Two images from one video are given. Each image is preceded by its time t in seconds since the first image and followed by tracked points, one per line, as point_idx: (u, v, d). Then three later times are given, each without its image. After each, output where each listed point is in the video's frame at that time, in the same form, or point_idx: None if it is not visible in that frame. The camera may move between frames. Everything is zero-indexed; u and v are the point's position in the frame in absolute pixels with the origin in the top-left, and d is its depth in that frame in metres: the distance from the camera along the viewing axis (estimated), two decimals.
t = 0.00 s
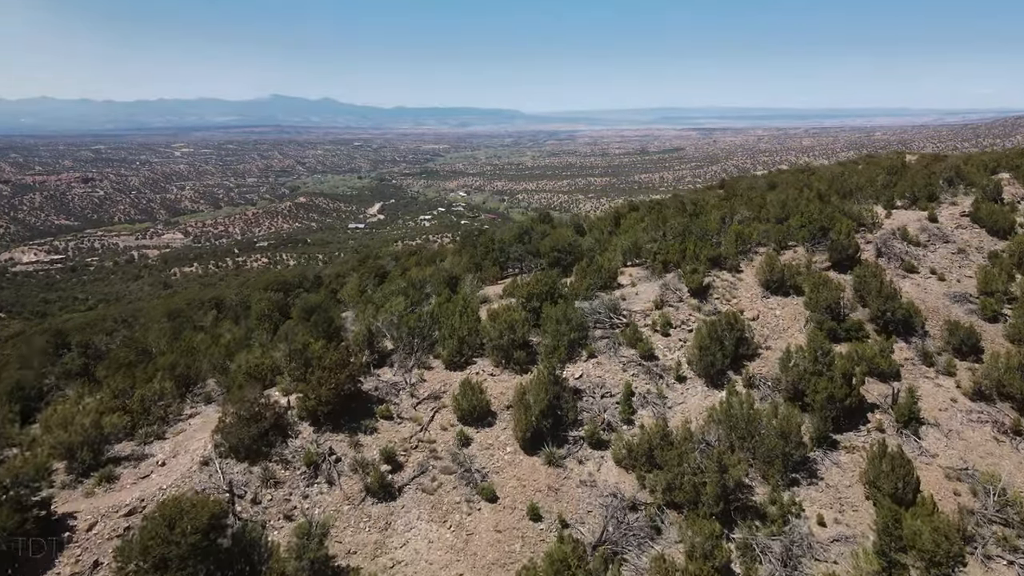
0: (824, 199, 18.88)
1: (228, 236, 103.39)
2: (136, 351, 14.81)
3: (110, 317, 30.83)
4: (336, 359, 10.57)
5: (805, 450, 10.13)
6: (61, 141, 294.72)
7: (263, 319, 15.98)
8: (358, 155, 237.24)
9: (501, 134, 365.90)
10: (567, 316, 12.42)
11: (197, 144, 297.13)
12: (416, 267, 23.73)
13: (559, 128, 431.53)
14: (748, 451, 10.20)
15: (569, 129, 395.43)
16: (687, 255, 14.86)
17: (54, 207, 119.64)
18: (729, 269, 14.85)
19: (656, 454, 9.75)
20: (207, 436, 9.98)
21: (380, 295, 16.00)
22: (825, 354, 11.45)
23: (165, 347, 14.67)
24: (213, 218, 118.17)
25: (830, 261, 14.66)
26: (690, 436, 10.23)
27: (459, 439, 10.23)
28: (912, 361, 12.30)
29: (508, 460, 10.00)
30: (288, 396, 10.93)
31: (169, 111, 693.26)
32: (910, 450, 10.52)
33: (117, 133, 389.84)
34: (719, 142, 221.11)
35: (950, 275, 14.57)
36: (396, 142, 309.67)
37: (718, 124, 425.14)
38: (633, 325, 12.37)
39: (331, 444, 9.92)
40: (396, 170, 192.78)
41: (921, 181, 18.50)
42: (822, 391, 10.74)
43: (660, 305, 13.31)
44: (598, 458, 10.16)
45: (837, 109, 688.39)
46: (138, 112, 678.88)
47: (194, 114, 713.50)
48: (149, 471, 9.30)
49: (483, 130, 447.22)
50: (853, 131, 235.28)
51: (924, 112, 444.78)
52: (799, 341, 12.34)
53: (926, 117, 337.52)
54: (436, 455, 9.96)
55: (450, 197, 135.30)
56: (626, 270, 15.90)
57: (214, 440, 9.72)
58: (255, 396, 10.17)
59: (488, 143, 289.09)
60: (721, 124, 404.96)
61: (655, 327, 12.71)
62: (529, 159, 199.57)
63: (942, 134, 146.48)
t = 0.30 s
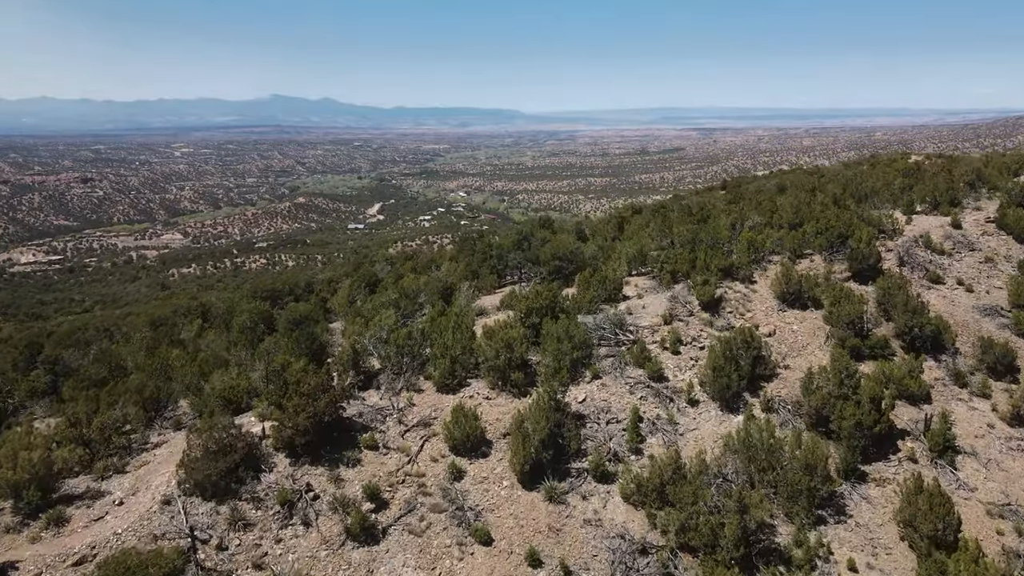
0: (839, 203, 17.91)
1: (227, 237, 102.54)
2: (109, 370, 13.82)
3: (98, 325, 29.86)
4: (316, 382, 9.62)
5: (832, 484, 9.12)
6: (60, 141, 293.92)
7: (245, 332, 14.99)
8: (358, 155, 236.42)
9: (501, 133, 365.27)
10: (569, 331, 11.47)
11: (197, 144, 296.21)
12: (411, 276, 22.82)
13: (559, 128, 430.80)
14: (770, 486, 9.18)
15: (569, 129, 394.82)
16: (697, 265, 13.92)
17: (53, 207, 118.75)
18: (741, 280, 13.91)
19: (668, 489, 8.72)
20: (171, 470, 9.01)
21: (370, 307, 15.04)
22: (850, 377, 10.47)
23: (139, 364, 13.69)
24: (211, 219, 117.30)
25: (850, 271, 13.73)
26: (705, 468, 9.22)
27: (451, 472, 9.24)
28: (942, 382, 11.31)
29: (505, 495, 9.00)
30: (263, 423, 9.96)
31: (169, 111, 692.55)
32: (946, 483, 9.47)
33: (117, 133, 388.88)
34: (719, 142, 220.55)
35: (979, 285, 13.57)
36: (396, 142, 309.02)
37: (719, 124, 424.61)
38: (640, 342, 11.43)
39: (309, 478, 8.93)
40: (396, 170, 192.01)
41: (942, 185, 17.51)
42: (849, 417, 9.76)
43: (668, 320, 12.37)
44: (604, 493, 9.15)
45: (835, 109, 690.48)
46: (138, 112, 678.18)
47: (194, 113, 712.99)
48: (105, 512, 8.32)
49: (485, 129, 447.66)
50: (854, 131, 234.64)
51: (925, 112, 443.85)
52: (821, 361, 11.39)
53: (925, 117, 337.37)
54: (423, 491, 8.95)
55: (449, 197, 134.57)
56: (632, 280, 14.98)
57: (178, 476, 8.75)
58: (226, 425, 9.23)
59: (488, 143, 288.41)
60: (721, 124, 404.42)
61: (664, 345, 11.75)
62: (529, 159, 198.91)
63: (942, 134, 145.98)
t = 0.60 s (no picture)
0: (854, 208, 16.96)
1: (226, 237, 101.68)
2: (78, 391, 12.89)
3: (83, 333, 28.91)
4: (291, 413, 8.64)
5: (868, 528, 8.10)
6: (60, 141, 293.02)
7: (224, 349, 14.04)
8: (358, 155, 235.55)
9: (500, 134, 364.82)
10: (572, 352, 10.52)
11: (197, 144, 295.31)
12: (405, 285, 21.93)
13: (559, 128, 430.00)
14: (797, 530, 8.10)
15: (569, 129, 394.36)
16: (707, 277, 13.00)
17: (52, 208, 117.88)
18: (756, 293, 12.97)
19: (683, 536, 7.71)
20: (128, 514, 8.06)
21: (358, 321, 14.13)
22: (880, 404, 9.49)
23: (110, 384, 12.79)
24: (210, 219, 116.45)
25: (873, 284, 12.77)
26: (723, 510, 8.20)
27: (442, 514, 8.23)
28: (979, 408, 10.28)
29: (500, 541, 7.99)
30: (234, 458, 9.01)
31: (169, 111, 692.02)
32: (990, 525, 8.41)
33: (117, 133, 388.30)
34: (718, 142, 219.62)
35: (1012, 298, 12.54)
36: (395, 142, 307.93)
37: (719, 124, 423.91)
38: (649, 365, 10.48)
39: (281, 523, 7.93)
40: (395, 170, 191.29)
41: (965, 190, 16.53)
42: (881, 451, 8.79)
43: (678, 339, 11.44)
44: (611, 538, 8.14)
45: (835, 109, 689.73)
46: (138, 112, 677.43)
47: (194, 114, 712.00)
48: (50, 564, 7.36)
49: (485, 129, 446.77)
50: (854, 130, 233.87)
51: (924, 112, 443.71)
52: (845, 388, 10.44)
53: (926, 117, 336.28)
54: (407, 537, 7.89)
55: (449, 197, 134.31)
56: (638, 293, 14.05)
57: (134, 522, 7.77)
58: (190, 461, 8.26)
59: (488, 143, 289.69)
60: (721, 124, 403.75)
61: (675, 367, 10.82)
62: (530, 159, 198.19)
63: (942, 133, 146.10)
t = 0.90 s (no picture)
0: (872, 215, 16.07)
1: (226, 237, 100.91)
2: (43, 413, 11.97)
3: (69, 340, 27.97)
4: (262, 450, 7.66)
5: None
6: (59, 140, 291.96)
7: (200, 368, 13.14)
8: (358, 155, 234.83)
9: (500, 134, 364.25)
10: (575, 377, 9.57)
11: (196, 143, 294.27)
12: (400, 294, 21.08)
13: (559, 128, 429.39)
14: None
15: (569, 129, 393.79)
16: (720, 291, 12.10)
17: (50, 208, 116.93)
18: (772, 309, 12.07)
19: None
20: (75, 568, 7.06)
21: (346, 337, 13.24)
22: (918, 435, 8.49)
23: (77, 407, 11.85)
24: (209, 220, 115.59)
25: (899, 298, 11.82)
26: (750, 561, 7.15)
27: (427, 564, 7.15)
28: None
29: None
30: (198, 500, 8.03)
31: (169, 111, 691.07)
32: None
33: (117, 132, 387.19)
34: (718, 142, 219.05)
35: None
36: (395, 142, 307.31)
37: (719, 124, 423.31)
38: (660, 392, 9.53)
39: None
40: (395, 170, 190.63)
41: (990, 195, 15.60)
42: (922, 491, 7.81)
43: (691, 360, 10.50)
44: None
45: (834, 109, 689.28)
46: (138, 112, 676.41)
47: (194, 113, 711.04)
48: None
49: (485, 129, 446.16)
50: (855, 130, 233.42)
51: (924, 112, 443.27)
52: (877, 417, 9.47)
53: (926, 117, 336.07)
54: None
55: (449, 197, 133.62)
56: (646, 306, 13.15)
57: None
58: (145, 508, 7.26)
59: (488, 143, 289.22)
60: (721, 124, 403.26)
61: (687, 393, 9.89)
62: (530, 159, 197.63)
63: (942, 133, 145.92)
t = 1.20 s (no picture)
0: (891, 220, 15.09)
1: (225, 237, 99.95)
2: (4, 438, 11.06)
3: (54, 348, 26.93)
4: (224, 495, 6.65)
5: None
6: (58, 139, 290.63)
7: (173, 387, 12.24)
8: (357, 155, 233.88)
9: (500, 134, 363.26)
10: (578, 403, 8.64)
11: (195, 143, 292.97)
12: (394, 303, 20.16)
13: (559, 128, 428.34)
14: None
15: (569, 129, 392.62)
16: (734, 306, 11.19)
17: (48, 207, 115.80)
18: (790, 325, 11.13)
19: None
20: None
21: (330, 354, 12.33)
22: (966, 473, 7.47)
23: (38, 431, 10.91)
24: (208, 220, 114.75)
25: (928, 313, 10.82)
26: None
27: None
28: None
29: None
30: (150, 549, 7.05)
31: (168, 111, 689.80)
32: None
33: (117, 131, 385.89)
34: (718, 141, 218.02)
35: None
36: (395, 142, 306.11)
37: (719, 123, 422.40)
38: (672, 421, 8.59)
39: None
40: (395, 170, 189.62)
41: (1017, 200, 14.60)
42: (973, 540, 6.75)
43: (705, 384, 9.58)
44: None
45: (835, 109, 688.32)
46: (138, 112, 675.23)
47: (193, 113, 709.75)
48: None
49: (485, 129, 445.03)
50: (857, 130, 232.60)
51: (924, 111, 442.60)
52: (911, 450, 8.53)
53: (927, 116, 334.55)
54: None
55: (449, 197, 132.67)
56: (653, 320, 12.30)
57: None
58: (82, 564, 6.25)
59: (487, 143, 288.44)
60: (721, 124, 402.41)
61: (700, 421, 8.95)
62: (530, 159, 196.74)
63: (943, 133, 145.36)
